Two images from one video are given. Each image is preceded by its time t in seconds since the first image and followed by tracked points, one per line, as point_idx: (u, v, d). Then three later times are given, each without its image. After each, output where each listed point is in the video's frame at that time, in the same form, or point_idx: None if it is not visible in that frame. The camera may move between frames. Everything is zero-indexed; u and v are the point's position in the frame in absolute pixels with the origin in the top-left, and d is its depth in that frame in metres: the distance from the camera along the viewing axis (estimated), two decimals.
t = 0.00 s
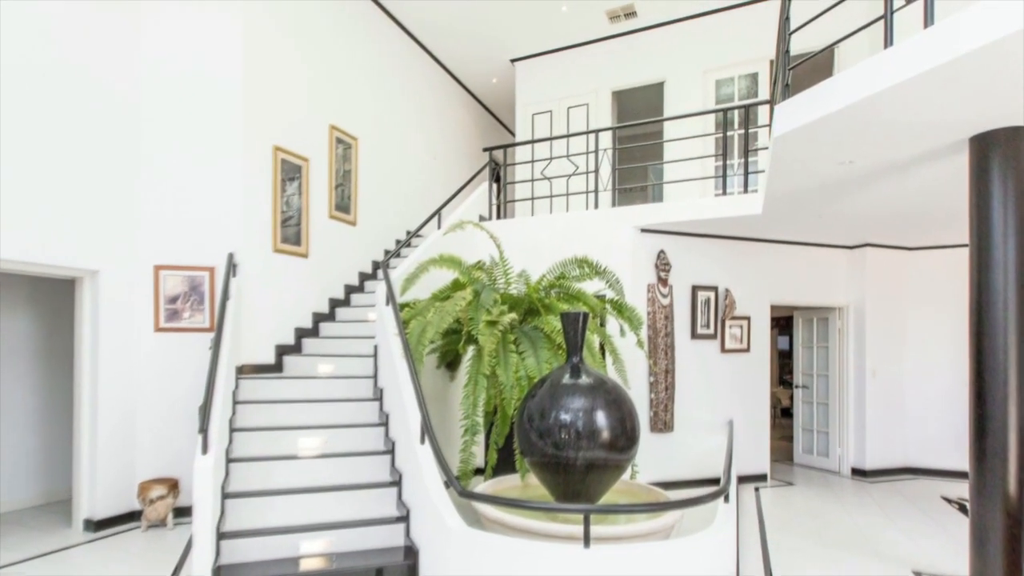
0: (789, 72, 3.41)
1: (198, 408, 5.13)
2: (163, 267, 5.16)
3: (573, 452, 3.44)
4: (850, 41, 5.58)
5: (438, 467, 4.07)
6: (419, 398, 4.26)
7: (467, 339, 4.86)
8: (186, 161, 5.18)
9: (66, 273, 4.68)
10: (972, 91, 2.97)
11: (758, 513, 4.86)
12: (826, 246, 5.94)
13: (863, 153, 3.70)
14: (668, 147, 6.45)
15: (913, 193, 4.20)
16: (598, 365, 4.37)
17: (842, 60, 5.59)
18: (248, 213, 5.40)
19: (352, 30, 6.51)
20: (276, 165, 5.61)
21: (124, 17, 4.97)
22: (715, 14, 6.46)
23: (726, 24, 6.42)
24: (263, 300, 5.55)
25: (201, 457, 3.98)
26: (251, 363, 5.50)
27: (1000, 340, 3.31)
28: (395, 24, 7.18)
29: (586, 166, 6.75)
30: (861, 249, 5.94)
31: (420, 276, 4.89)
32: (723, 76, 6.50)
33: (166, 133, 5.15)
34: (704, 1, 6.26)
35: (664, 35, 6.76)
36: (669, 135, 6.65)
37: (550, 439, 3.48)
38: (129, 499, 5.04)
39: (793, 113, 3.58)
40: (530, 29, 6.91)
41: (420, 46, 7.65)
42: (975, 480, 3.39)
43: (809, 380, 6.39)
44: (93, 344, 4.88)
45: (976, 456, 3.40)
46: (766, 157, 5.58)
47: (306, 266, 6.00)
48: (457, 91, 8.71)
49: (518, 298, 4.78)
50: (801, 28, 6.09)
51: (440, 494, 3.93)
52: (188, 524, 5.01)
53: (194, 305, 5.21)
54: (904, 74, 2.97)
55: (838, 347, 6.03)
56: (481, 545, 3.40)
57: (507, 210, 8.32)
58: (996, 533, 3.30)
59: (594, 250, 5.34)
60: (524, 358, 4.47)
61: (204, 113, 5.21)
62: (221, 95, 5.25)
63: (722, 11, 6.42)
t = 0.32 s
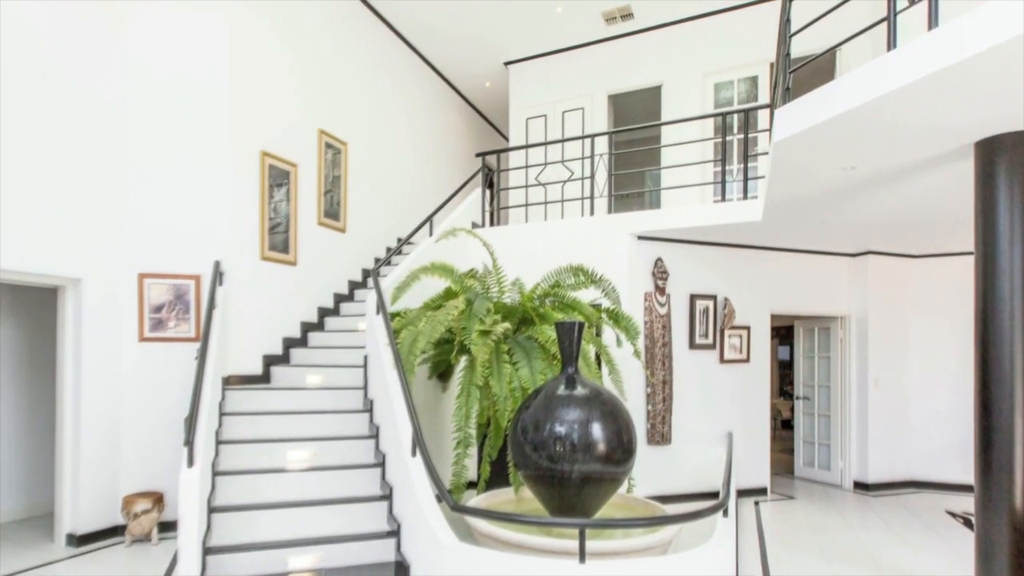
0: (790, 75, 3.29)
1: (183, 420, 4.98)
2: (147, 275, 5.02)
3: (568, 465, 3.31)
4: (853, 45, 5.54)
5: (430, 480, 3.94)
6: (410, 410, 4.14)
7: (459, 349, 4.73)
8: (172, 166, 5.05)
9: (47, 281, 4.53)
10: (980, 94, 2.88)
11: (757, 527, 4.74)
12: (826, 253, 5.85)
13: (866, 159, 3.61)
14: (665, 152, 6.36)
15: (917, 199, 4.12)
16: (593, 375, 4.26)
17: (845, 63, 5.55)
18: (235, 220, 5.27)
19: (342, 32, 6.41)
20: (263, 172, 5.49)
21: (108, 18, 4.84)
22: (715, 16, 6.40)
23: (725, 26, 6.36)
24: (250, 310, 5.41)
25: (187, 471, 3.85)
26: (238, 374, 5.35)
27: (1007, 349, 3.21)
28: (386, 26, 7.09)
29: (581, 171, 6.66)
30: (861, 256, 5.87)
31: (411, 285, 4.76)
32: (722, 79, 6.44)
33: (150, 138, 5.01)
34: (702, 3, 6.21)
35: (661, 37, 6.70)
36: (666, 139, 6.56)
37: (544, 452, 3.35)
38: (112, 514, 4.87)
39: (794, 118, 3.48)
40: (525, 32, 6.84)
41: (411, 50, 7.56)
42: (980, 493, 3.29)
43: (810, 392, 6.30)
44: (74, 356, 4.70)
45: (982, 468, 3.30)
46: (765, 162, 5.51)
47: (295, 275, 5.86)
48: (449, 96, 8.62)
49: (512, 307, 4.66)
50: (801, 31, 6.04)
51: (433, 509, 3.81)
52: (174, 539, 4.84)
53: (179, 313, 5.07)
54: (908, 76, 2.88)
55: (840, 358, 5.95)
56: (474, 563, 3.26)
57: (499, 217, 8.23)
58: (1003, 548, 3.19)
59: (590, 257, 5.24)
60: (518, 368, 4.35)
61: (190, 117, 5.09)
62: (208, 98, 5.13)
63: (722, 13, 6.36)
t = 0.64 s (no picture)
0: (791, 78, 3.19)
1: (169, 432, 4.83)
2: (131, 283, 4.88)
3: (564, 478, 3.18)
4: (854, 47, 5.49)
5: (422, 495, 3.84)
6: (400, 422, 4.04)
7: (452, 359, 4.62)
8: (158, 170, 4.93)
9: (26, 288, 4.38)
10: (986, 98, 2.80)
11: (756, 541, 4.62)
12: (826, 260, 5.76)
13: (869, 164, 3.52)
14: (662, 157, 6.29)
15: (920, 206, 4.04)
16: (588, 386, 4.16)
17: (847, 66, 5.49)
18: (221, 227, 5.14)
19: (333, 34, 6.33)
20: (251, 178, 5.37)
21: (92, 17, 4.72)
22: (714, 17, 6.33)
23: (724, 28, 6.29)
24: (236, 318, 5.27)
25: (171, 485, 3.77)
26: (224, 385, 5.21)
27: (1015, 360, 3.12)
28: (377, 29, 7.00)
29: (576, 177, 6.58)
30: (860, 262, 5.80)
31: (402, 294, 4.64)
32: (720, 83, 6.37)
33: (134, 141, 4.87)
34: (700, 5, 6.15)
35: (658, 40, 6.63)
36: (666, 143, 6.50)
37: (539, 465, 3.23)
38: (96, 529, 4.71)
39: (794, 123, 3.40)
40: (519, 34, 6.76)
41: (403, 54, 7.48)
42: (984, 507, 3.19)
43: (812, 403, 6.20)
44: (60, 365, 4.58)
45: (986, 480, 3.20)
46: (765, 166, 5.51)
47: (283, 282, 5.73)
48: (441, 101, 8.53)
49: (506, 316, 4.55)
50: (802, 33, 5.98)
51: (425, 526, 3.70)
52: (157, 554, 4.67)
53: (164, 324, 4.93)
54: (911, 80, 2.80)
55: (841, 367, 5.87)
56: None
57: (494, 224, 8.14)
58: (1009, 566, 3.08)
59: (586, 265, 5.14)
60: (512, 378, 4.24)
61: (176, 120, 4.97)
62: (194, 100, 5.01)
63: (722, 15, 6.29)
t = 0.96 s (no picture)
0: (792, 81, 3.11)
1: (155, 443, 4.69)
2: (115, 291, 4.74)
3: (559, 491, 3.06)
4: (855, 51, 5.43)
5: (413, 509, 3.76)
6: (391, 434, 3.95)
7: (444, 370, 4.50)
8: (144, 175, 4.81)
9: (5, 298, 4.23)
10: (994, 101, 2.72)
11: (756, 556, 4.51)
12: (827, 268, 5.67)
13: (872, 170, 3.43)
14: (660, 163, 6.20)
15: (926, 212, 3.95)
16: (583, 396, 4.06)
17: (850, 69, 5.41)
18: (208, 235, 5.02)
19: (324, 38, 6.23)
20: (237, 184, 5.25)
21: (77, 17, 4.60)
22: (712, 19, 6.27)
23: (723, 30, 6.23)
24: (222, 328, 5.14)
25: (157, 498, 3.71)
26: (210, 397, 5.07)
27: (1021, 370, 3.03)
28: (369, 33, 6.91)
29: (571, 184, 6.48)
30: (862, 271, 5.73)
31: (393, 302, 4.51)
32: (720, 86, 6.31)
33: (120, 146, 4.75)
34: (698, 6, 6.09)
35: (654, 43, 6.57)
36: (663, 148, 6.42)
37: (533, 479, 3.09)
38: (78, 544, 4.55)
39: (795, 127, 3.32)
40: (513, 37, 6.70)
41: (394, 57, 7.40)
42: (991, 522, 3.09)
43: (813, 415, 6.09)
44: (40, 376, 4.42)
45: (992, 494, 3.10)
46: (765, 173, 5.45)
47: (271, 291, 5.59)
48: (434, 107, 8.44)
49: (499, 326, 4.44)
50: (801, 36, 5.93)
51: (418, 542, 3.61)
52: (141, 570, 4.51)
53: (149, 333, 4.81)
54: (916, 83, 2.71)
55: (844, 378, 5.76)
56: None
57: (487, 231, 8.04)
58: None
59: (582, 272, 5.04)
60: (505, 389, 4.14)
61: (163, 123, 4.86)
62: (182, 104, 4.90)
63: (722, 16, 6.22)
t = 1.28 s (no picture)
0: (793, 83, 3.02)
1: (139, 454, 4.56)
2: (98, 299, 4.62)
3: (552, 508, 2.68)
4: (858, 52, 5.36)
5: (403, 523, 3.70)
6: (382, 447, 3.89)
7: (436, 381, 4.38)
8: (130, 180, 4.69)
9: None
10: (1001, 105, 2.64)
11: (755, 572, 4.39)
12: (826, 276, 5.59)
13: (875, 176, 3.36)
14: (658, 169, 6.11)
15: (929, 219, 3.87)
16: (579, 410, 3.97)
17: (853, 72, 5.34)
18: (194, 242, 4.89)
19: (314, 42, 6.13)
20: (224, 190, 5.13)
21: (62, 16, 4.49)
22: (712, 20, 6.20)
23: (722, 32, 6.17)
24: (210, 338, 5.01)
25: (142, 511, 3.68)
26: (196, 409, 4.94)
27: None
28: (361, 37, 6.84)
29: (566, 190, 6.39)
30: (862, 278, 5.65)
31: (384, 312, 4.39)
32: (718, 90, 6.22)
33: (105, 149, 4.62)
34: (695, 8, 6.03)
35: (651, 47, 6.50)
36: (661, 154, 6.34)
37: (527, 492, 2.71)
38: (60, 560, 4.39)
39: (795, 132, 3.25)
40: (507, 40, 6.63)
41: (386, 62, 7.32)
42: (997, 538, 3.00)
43: (814, 427, 6.03)
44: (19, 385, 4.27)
45: (997, 510, 3.01)
46: (765, 178, 5.31)
47: (260, 299, 5.47)
48: (426, 113, 8.36)
49: (492, 335, 4.34)
50: (801, 40, 5.87)
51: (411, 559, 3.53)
52: None
53: (134, 343, 4.69)
54: (923, 86, 2.62)
55: (846, 390, 5.70)
56: None
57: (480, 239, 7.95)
58: None
59: (577, 282, 4.95)
60: (499, 401, 4.03)
61: (149, 127, 4.75)
62: (169, 107, 4.80)
63: (722, 18, 6.14)
